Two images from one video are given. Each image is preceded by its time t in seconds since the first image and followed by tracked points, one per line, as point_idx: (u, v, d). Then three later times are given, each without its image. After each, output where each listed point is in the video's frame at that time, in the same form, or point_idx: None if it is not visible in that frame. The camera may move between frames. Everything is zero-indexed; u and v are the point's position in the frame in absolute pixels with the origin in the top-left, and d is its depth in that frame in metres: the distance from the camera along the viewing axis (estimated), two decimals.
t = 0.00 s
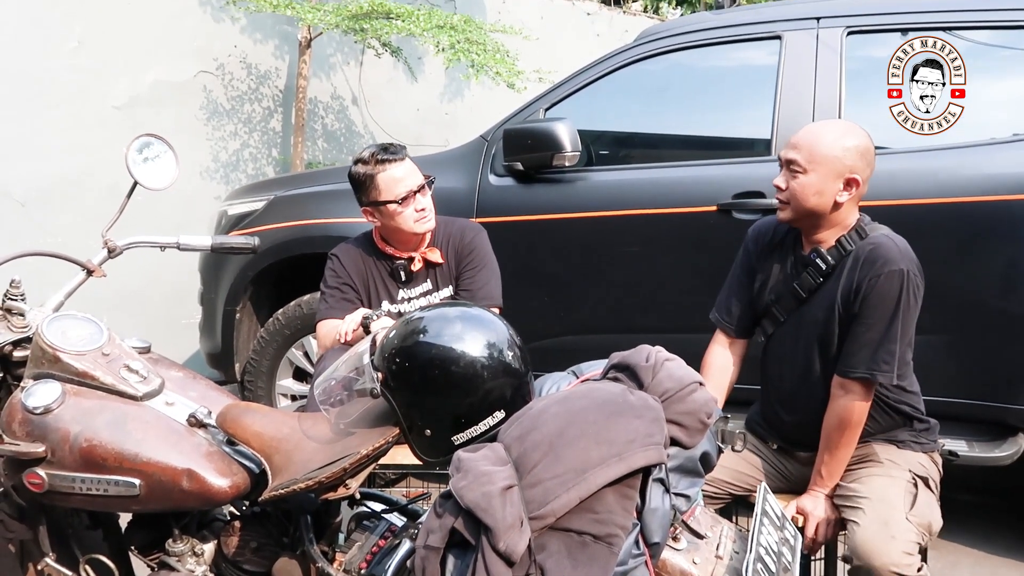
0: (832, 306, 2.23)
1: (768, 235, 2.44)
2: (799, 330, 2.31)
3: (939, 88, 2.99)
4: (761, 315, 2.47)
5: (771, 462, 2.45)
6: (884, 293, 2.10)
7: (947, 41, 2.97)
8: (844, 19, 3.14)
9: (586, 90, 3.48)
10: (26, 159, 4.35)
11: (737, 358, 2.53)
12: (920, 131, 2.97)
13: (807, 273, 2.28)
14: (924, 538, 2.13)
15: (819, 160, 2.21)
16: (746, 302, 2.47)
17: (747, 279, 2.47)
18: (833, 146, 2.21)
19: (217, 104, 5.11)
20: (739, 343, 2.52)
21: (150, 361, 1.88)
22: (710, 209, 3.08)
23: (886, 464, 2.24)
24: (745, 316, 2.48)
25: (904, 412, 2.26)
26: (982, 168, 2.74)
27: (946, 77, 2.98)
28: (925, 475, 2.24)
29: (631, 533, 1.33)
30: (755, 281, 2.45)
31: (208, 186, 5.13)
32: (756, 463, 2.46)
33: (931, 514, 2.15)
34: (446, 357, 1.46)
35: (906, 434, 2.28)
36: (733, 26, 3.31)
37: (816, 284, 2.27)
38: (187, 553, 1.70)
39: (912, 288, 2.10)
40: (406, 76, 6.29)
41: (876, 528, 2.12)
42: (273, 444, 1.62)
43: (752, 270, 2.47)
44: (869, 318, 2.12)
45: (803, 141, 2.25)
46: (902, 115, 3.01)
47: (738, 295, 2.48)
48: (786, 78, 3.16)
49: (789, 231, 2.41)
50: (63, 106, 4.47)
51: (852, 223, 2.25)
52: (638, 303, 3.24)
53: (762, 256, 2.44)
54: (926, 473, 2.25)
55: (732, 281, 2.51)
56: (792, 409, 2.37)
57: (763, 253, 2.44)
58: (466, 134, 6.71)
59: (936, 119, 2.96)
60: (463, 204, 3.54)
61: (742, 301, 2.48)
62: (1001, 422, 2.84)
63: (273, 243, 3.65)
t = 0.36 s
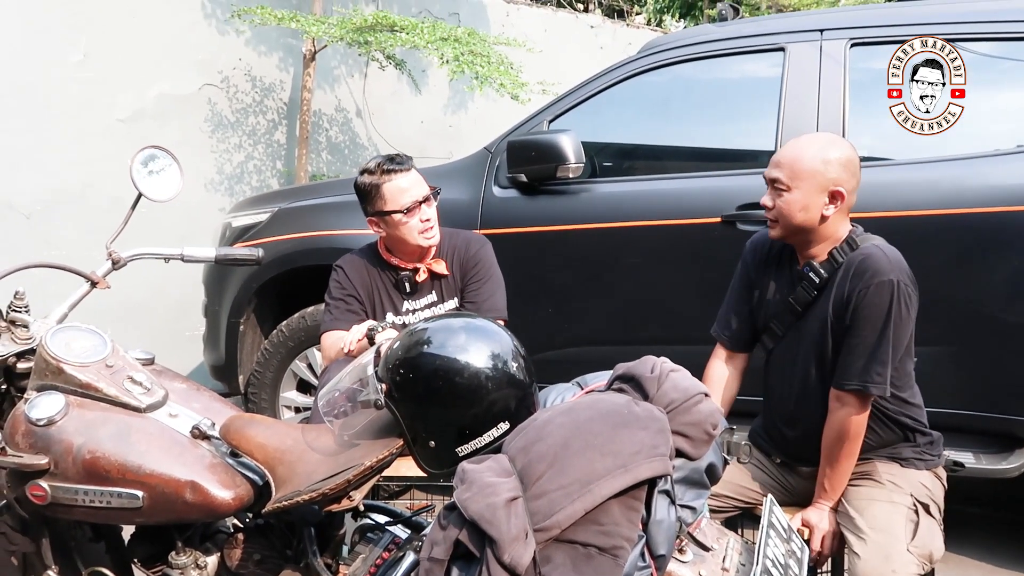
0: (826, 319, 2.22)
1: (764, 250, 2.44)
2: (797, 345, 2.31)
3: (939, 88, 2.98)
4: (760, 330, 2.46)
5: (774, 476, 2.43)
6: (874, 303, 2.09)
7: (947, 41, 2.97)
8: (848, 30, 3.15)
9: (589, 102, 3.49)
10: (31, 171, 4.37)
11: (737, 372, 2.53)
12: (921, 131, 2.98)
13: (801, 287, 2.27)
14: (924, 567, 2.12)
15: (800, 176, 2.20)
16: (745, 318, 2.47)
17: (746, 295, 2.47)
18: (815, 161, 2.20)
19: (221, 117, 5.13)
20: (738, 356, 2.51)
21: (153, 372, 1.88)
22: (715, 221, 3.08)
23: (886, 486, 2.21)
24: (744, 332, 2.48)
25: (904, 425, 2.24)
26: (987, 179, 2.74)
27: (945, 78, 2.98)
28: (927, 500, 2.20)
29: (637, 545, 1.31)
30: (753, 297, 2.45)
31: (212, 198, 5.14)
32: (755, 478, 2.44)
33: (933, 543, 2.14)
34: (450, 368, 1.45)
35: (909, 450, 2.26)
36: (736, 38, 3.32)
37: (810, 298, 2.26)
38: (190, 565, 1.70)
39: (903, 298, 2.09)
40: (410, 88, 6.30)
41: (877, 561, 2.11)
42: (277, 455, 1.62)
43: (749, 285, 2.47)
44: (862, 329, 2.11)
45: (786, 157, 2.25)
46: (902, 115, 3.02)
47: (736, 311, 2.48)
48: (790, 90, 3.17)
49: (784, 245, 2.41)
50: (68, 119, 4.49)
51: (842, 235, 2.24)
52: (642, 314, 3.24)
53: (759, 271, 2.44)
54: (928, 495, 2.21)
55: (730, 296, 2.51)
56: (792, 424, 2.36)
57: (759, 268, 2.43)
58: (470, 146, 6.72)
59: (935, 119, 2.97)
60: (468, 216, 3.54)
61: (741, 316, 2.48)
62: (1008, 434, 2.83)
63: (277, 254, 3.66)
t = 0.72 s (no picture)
0: (817, 306, 2.22)
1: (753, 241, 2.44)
2: (789, 333, 2.31)
3: (939, 89, 2.98)
4: (754, 320, 2.46)
5: (775, 464, 2.43)
6: (864, 288, 2.09)
7: (947, 42, 2.97)
8: (851, 19, 3.13)
9: (592, 93, 3.48)
10: (33, 162, 4.37)
11: (732, 358, 2.52)
12: (920, 131, 2.96)
13: (791, 275, 2.27)
14: (926, 550, 2.11)
15: (784, 167, 2.20)
16: (738, 308, 2.47)
17: (738, 286, 2.47)
18: (798, 152, 2.19)
19: (223, 107, 5.13)
20: (734, 345, 2.51)
21: (156, 361, 1.88)
22: (717, 210, 3.07)
23: (886, 471, 2.21)
24: (737, 323, 2.48)
25: (900, 409, 2.24)
26: (991, 167, 2.72)
27: (945, 79, 2.97)
28: (927, 484, 2.21)
29: (639, 532, 1.32)
30: (745, 288, 2.45)
31: (214, 188, 5.14)
32: (757, 467, 2.43)
33: (934, 526, 2.13)
34: (452, 356, 1.45)
35: (907, 435, 2.26)
36: (740, 28, 3.30)
37: (800, 286, 2.25)
38: (194, 553, 1.71)
39: (892, 282, 2.08)
40: (412, 78, 6.29)
41: (877, 545, 2.09)
42: (280, 443, 1.62)
43: (740, 276, 2.46)
44: (852, 315, 2.10)
45: (769, 149, 2.24)
46: (902, 116, 3.01)
47: (729, 302, 2.48)
48: (794, 78, 3.15)
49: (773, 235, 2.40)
50: (70, 110, 4.48)
51: (830, 223, 2.23)
52: (645, 303, 3.23)
53: (749, 261, 2.43)
54: (928, 479, 2.22)
55: (723, 288, 2.51)
56: (790, 412, 2.36)
57: (750, 258, 2.43)
58: (473, 136, 6.71)
59: (935, 119, 2.95)
60: (471, 206, 3.53)
61: (734, 307, 2.48)
62: (1012, 422, 2.82)
63: (280, 245, 3.66)
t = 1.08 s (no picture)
0: (832, 286, 2.20)
1: (770, 220, 2.42)
2: (804, 313, 2.29)
3: (939, 89, 2.93)
4: (769, 300, 2.45)
5: (789, 447, 2.42)
6: (879, 268, 2.07)
7: (947, 42, 2.96)
8: None
9: (605, 76, 3.44)
10: (50, 147, 4.40)
11: (749, 341, 2.51)
12: (921, 131, 2.88)
13: (807, 254, 2.25)
14: (945, 534, 2.10)
15: (812, 141, 2.18)
16: (754, 289, 2.46)
17: (754, 266, 2.46)
18: (825, 127, 2.19)
19: (238, 91, 5.13)
20: (751, 327, 2.50)
21: (173, 343, 1.90)
22: (733, 192, 3.05)
23: (901, 455, 2.20)
24: (753, 302, 2.47)
25: (915, 391, 2.23)
26: (1012, 149, 2.68)
27: (945, 79, 2.96)
28: (942, 467, 2.20)
29: (653, 513, 1.32)
30: (761, 267, 2.44)
31: (229, 172, 5.16)
32: (773, 449, 2.42)
33: (951, 510, 2.12)
34: (467, 338, 1.46)
35: (921, 419, 2.24)
36: (756, 9, 3.26)
37: (816, 265, 2.24)
38: (211, 532, 1.75)
39: (908, 262, 2.06)
40: (426, 61, 6.27)
41: (897, 530, 2.08)
42: (295, 424, 1.63)
43: (757, 256, 2.45)
44: (866, 294, 2.08)
45: (794, 125, 2.23)
46: (902, 116, 2.95)
47: (746, 282, 2.47)
48: (811, 60, 3.11)
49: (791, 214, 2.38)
50: (86, 94, 4.50)
51: (849, 202, 2.22)
52: (659, 286, 3.22)
53: (766, 241, 2.42)
54: (942, 463, 2.21)
55: (740, 268, 2.50)
56: (803, 393, 2.35)
57: (766, 238, 2.42)
58: (487, 119, 6.68)
59: (935, 119, 2.88)
60: (484, 190, 3.52)
61: (750, 288, 2.47)
62: None
63: (295, 228, 3.67)
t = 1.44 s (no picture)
0: (839, 276, 2.19)
1: (777, 210, 2.41)
2: (811, 303, 2.28)
3: (939, 88, 2.88)
4: (775, 289, 2.44)
5: (793, 437, 2.42)
6: (888, 258, 2.06)
7: (947, 42, 2.93)
8: None
9: (611, 65, 3.43)
10: (54, 136, 4.40)
11: (755, 332, 2.50)
12: (920, 131, 2.83)
13: (815, 244, 2.24)
14: (948, 525, 2.10)
15: (829, 126, 2.17)
16: (761, 278, 2.45)
17: (761, 255, 2.45)
18: (842, 113, 2.18)
19: (242, 81, 5.12)
20: (756, 317, 2.49)
21: (177, 333, 1.89)
22: (738, 182, 3.03)
23: (906, 446, 2.19)
24: (759, 292, 2.46)
25: (921, 382, 2.22)
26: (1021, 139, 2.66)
27: (946, 78, 2.91)
28: (947, 459, 2.19)
29: (656, 505, 1.31)
30: (768, 257, 2.42)
31: (233, 162, 5.15)
32: (778, 439, 2.41)
33: (954, 501, 2.11)
34: (471, 328, 1.45)
35: (927, 410, 2.24)
36: None
37: (824, 255, 2.22)
38: (215, 523, 1.76)
39: (917, 252, 2.05)
40: (430, 51, 6.25)
41: (901, 521, 2.07)
42: (299, 415, 1.62)
43: (764, 245, 2.44)
44: (875, 284, 2.07)
45: (811, 110, 2.22)
46: (902, 115, 2.90)
47: (752, 271, 2.46)
48: (817, 50, 3.09)
49: (799, 203, 2.37)
50: (90, 84, 4.50)
51: (860, 192, 2.21)
52: (664, 277, 3.21)
53: (773, 230, 2.41)
54: (947, 454, 2.20)
55: (746, 257, 2.49)
56: (809, 383, 2.34)
57: (773, 227, 2.41)
58: (492, 109, 6.66)
59: (935, 119, 2.83)
60: (489, 179, 3.51)
61: (756, 277, 2.46)
62: None
63: (299, 218, 3.66)
